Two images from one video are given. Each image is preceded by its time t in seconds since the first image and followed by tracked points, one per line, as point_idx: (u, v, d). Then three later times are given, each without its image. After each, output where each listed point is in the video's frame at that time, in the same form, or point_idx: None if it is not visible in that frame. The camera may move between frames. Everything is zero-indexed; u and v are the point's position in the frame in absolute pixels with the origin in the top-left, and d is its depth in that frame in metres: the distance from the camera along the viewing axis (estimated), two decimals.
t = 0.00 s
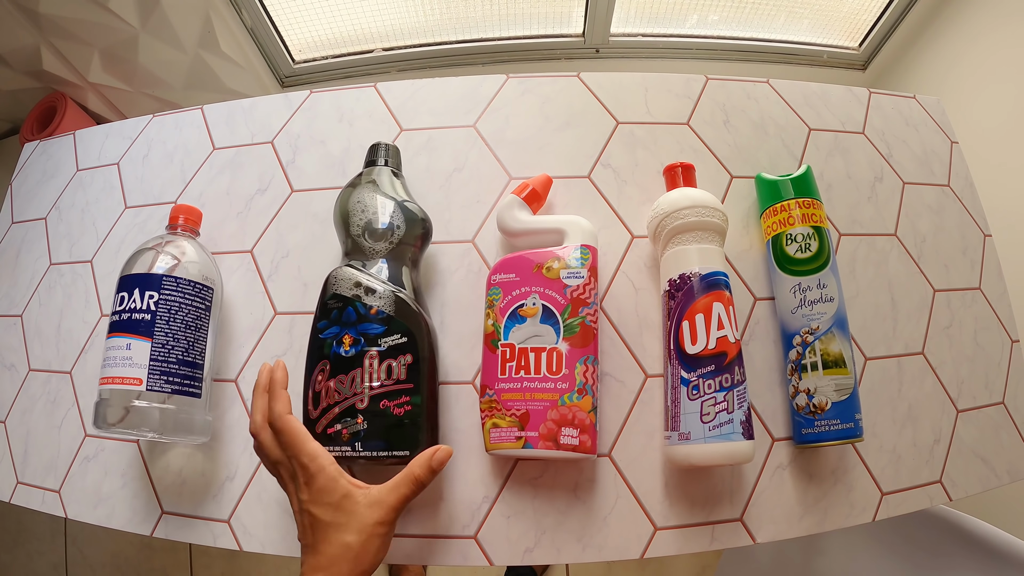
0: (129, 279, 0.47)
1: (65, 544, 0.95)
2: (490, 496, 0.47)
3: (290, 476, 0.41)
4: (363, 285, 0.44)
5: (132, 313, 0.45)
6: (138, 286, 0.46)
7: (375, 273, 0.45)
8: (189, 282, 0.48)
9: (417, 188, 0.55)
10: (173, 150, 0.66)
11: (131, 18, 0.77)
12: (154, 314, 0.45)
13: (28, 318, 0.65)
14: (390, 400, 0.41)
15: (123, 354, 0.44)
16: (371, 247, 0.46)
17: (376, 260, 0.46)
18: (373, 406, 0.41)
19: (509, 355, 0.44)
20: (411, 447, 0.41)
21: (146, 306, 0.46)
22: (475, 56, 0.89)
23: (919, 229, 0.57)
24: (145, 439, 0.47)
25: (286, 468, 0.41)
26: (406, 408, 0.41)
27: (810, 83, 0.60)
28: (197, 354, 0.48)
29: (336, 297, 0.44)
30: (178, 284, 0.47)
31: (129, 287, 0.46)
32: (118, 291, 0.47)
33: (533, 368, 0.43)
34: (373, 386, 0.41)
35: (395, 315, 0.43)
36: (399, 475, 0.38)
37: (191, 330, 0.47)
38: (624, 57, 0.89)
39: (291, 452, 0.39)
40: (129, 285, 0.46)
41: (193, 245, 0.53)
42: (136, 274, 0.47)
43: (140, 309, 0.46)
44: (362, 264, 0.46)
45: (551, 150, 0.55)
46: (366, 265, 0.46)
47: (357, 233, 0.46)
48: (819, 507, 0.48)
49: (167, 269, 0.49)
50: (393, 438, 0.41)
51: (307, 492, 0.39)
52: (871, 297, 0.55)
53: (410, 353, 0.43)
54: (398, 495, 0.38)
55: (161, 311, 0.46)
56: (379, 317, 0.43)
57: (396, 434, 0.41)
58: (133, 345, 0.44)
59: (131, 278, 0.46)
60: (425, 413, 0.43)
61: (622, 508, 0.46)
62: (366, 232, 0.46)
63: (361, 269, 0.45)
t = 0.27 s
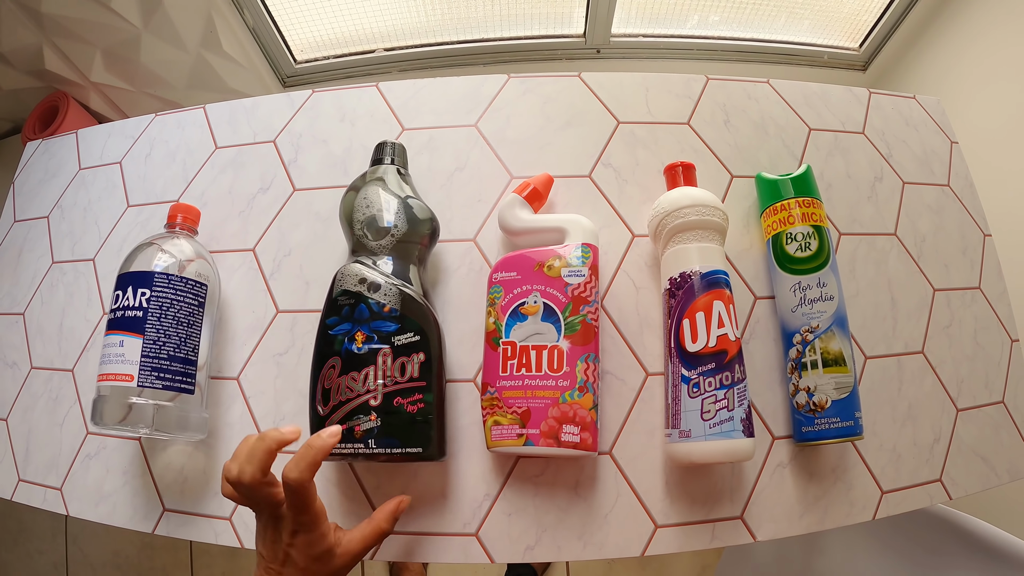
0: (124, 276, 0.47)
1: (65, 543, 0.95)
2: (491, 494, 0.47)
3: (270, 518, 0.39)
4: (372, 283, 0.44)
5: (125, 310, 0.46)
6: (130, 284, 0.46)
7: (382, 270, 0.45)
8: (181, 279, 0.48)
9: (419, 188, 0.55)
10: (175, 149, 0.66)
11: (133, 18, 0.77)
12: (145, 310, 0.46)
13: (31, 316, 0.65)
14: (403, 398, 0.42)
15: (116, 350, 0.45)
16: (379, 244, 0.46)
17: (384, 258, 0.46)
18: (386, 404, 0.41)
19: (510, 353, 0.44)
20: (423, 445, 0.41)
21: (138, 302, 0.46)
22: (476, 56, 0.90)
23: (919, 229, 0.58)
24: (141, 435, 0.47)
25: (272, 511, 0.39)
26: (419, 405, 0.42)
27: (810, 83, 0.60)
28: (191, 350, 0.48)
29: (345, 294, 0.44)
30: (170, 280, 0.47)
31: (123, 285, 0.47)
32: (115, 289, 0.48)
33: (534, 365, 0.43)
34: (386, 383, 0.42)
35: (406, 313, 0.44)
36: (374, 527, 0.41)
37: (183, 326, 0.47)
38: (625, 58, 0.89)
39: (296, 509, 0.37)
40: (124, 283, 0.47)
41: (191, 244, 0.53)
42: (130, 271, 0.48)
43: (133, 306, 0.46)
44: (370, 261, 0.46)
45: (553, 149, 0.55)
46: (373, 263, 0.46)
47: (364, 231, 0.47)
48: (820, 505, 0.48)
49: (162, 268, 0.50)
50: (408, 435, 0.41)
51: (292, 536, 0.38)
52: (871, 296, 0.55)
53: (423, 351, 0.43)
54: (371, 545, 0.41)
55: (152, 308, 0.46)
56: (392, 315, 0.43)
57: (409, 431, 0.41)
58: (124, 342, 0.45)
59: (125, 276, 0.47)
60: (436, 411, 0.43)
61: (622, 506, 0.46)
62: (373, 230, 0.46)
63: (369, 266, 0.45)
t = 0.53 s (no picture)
0: (129, 275, 0.47)
1: (66, 543, 0.95)
2: (493, 492, 0.47)
3: (275, 507, 0.40)
4: (375, 281, 0.44)
5: (131, 308, 0.46)
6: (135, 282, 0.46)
7: (385, 269, 0.45)
8: (186, 278, 0.48)
9: (421, 187, 0.55)
10: (177, 148, 0.66)
11: (136, 18, 0.77)
12: (151, 309, 0.46)
13: (33, 315, 0.65)
14: (405, 396, 0.42)
15: (122, 349, 0.45)
16: (382, 243, 0.46)
17: (387, 257, 0.46)
18: (388, 402, 0.41)
19: (512, 351, 0.44)
20: (425, 443, 0.41)
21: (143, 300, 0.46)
22: (478, 56, 0.90)
23: (920, 229, 0.58)
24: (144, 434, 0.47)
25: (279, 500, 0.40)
26: (421, 403, 0.42)
27: (811, 83, 0.60)
28: (196, 349, 0.48)
29: (348, 292, 0.44)
30: (175, 279, 0.47)
31: (129, 283, 0.47)
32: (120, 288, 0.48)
33: (537, 364, 0.43)
34: (388, 382, 0.42)
35: (409, 311, 0.44)
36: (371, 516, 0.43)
37: (189, 325, 0.47)
38: (626, 58, 0.90)
39: (311, 492, 0.39)
40: (129, 281, 0.47)
41: (194, 243, 0.54)
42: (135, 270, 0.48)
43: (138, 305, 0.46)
44: (373, 260, 0.46)
45: (555, 149, 0.55)
46: (376, 261, 0.46)
47: (367, 230, 0.47)
48: (821, 504, 0.48)
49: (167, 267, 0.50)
50: (410, 433, 0.41)
51: (297, 527, 0.39)
52: (872, 295, 0.55)
53: (425, 350, 0.43)
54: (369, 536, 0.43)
55: (158, 307, 0.46)
56: (394, 313, 0.43)
57: (411, 429, 0.41)
58: (131, 340, 0.45)
59: (131, 274, 0.47)
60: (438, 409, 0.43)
61: (624, 504, 0.46)
62: (376, 229, 0.46)
63: (372, 265, 0.45)
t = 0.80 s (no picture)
0: (140, 273, 0.47)
1: (66, 542, 0.95)
2: (494, 491, 0.47)
3: (274, 469, 0.39)
4: (373, 280, 0.44)
5: (143, 308, 0.46)
6: (148, 281, 0.46)
7: (383, 268, 0.46)
8: (200, 279, 0.49)
9: (422, 187, 0.55)
10: (179, 148, 0.66)
11: (137, 18, 0.77)
12: (166, 309, 0.46)
13: (34, 314, 0.66)
14: (404, 395, 0.42)
15: (134, 348, 0.45)
16: (381, 243, 0.46)
17: (386, 256, 0.46)
18: (386, 401, 0.41)
19: (513, 351, 0.44)
20: (424, 442, 0.41)
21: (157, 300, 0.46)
22: (479, 57, 0.90)
23: (919, 229, 0.58)
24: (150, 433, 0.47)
25: (276, 461, 0.39)
26: (420, 402, 0.42)
27: (811, 83, 0.60)
28: (208, 350, 0.48)
29: (346, 292, 0.44)
30: (189, 280, 0.48)
31: (141, 282, 0.47)
32: (130, 286, 0.47)
33: (537, 363, 0.43)
34: (386, 380, 0.42)
35: (407, 311, 0.44)
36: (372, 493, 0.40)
37: (202, 326, 0.48)
38: (627, 59, 0.90)
39: (307, 449, 0.38)
40: (140, 280, 0.47)
41: (201, 241, 0.53)
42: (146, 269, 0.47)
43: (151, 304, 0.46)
44: (372, 259, 0.46)
45: (556, 149, 0.55)
46: (375, 261, 0.46)
47: (366, 229, 0.47)
48: (821, 503, 0.48)
49: (175, 264, 0.49)
50: (408, 432, 0.41)
51: (293, 488, 0.38)
52: (872, 295, 0.55)
53: (423, 349, 0.43)
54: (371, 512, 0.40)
55: (173, 307, 0.46)
56: (392, 312, 0.43)
57: (410, 428, 0.41)
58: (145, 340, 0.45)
59: (143, 273, 0.47)
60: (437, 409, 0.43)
61: (624, 503, 0.46)
62: (375, 229, 0.47)
63: (371, 264, 0.45)
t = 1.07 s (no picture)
0: (157, 272, 0.47)
1: (67, 541, 0.95)
2: (493, 491, 0.47)
3: (269, 454, 0.40)
4: (370, 280, 0.44)
5: (162, 308, 0.46)
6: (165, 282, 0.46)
7: (381, 268, 0.46)
8: (216, 281, 0.49)
9: (422, 187, 0.56)
10: (180, 148, 0.66)
11: (138, 18, 0.77)
12: (186, 311, 0.46)
13: (35, 313, 0.66)
14: (399, 395, 0.42)
15: (152, 348, 0.44)
16: (379, 243, 0.46)
17: (384, 256, 0.46)
18: (382, 400, 0.42)
19: (512, 351, 0.44)
20: (419, 442, 0.42)
21: (177, 301, 0.46)
22: (479, 58, 0.90)
23: (919, 230, 0.58)
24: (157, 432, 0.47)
25: (268, 444, 0.40)
26: (415, 402, 0.42)
27: (811, 84, 0.60)
28: (223, 352, 0.49)
29: (344, 292, 0.44)
30: (207, 282, 0.48)
31: (156, 281, 0.46)
32: (144, 285, 0.46)
33: (537, 363, 0.43)
34: (382, 380, 0.42)
35: (403, 311, 0.44)
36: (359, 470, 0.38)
37: (219, 328, 0.49)
38: (627, 60, 0.90)
39: (293, 426, 0.40)
40: (157, 279, 0.46)
41: (209, 241, 0.53)
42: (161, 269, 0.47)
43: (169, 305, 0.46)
44: (370, 260, 0.46)
45: (555, 149, 0.56)
46: (372, 261, 0.46)
47: (364, 229, 0.47)
48: (820, 503, 0.48)
49: (185, 263, 0.50)
50: (404, 432, 0.41)
51: (286, 470, 0.39)
52: (871, 296, 0.55)
53: (419, 349, 0.43)
54: (360, 489, 0.38)
55: (193, 309, 0.47)
56: (389, 312, 0.43)
57: (405, 428, 0.41)
58: (164, 340, 0.45)
59: (159, 272, 0.46)
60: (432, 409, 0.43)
61: (623, 503, 0.47)
62: (374, 229, 0.47)
63: (369, 265, 0.45)
